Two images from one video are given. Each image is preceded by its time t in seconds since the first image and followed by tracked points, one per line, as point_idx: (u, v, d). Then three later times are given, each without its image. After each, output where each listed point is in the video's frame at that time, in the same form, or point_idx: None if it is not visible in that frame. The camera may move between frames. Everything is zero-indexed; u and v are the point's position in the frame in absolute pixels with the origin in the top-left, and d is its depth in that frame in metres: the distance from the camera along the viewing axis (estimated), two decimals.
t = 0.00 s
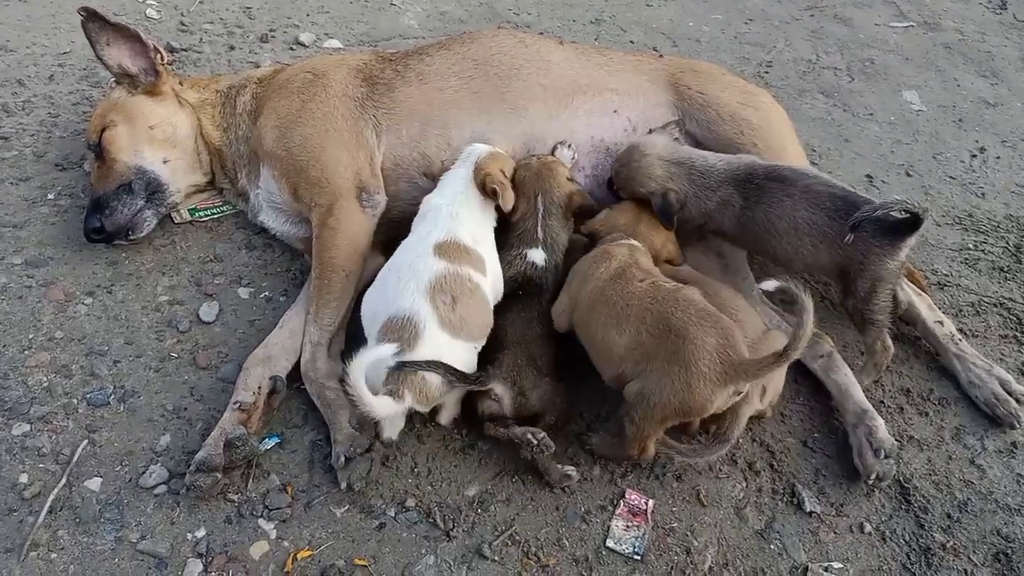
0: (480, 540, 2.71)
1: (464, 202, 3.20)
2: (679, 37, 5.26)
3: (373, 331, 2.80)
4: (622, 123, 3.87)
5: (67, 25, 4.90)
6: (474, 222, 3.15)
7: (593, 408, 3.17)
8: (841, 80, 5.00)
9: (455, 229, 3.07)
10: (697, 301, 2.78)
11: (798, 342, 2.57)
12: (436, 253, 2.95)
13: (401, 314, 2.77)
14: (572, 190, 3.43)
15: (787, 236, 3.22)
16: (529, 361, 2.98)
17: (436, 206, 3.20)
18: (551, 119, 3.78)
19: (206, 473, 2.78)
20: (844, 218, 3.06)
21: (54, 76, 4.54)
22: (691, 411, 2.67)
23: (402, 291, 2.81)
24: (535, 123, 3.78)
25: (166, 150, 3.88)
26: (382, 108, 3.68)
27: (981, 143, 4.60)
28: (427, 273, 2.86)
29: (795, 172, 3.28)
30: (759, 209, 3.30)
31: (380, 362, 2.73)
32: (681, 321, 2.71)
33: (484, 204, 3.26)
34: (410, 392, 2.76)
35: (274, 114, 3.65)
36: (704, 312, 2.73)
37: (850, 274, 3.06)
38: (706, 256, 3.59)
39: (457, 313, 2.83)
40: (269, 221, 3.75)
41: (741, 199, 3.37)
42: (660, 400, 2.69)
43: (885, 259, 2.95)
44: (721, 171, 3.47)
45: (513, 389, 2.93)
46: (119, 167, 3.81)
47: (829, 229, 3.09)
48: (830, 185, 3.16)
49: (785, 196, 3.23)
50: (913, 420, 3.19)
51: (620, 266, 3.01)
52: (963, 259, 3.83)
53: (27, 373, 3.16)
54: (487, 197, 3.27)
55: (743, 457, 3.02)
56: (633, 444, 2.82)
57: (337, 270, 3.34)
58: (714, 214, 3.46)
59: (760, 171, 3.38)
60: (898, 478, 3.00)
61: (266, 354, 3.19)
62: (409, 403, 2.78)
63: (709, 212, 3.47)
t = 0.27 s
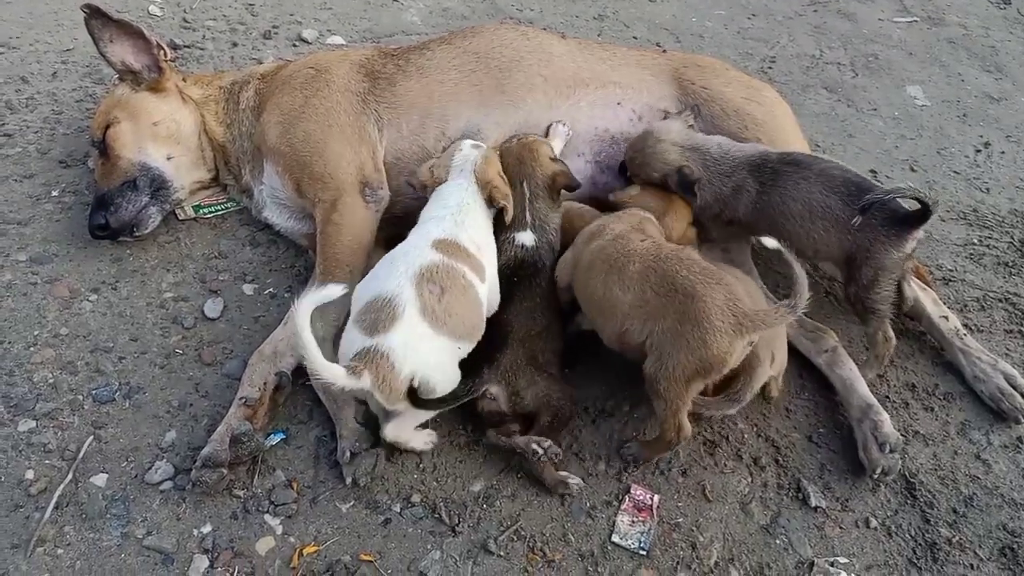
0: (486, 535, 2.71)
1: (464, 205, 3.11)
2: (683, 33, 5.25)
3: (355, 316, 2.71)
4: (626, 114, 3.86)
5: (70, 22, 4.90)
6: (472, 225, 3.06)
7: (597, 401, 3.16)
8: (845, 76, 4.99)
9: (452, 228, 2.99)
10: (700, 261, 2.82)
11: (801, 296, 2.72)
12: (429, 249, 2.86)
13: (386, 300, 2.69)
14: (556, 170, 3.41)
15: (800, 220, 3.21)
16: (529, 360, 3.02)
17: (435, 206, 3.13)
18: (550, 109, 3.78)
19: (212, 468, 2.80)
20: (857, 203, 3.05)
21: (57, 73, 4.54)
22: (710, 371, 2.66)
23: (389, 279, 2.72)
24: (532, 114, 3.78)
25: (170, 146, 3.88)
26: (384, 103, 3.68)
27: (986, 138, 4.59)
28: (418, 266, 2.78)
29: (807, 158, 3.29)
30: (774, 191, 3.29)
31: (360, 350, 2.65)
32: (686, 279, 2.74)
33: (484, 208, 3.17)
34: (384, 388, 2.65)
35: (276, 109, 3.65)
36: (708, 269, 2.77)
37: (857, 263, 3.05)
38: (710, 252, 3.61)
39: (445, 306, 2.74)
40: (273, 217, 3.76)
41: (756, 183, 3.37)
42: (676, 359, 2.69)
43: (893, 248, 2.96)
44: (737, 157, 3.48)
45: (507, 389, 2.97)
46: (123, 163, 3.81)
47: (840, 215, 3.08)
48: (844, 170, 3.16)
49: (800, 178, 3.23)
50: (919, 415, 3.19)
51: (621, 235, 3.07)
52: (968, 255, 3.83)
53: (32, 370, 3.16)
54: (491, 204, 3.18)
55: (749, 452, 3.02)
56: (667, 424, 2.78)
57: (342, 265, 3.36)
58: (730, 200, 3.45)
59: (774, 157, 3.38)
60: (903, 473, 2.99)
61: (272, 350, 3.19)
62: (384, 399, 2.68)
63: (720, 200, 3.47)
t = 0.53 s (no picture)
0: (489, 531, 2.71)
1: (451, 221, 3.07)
2: (686, 29, 5.24)
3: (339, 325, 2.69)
4: (630, 109, 3.86)
5: (72, 16, 4.89)
6: (461, 239, 3.01)
7: (600, 397, 3.15)
8: (848, 72, 4.99)
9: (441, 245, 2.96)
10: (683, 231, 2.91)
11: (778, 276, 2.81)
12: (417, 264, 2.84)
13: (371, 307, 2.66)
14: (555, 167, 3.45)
15: (800, 228, 3.21)
16: (517, 360, 2.98)
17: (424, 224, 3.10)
18: (550, 110, 3.80)
19: (214, 463, 2.80)
20: (856, 207, 3.04)
21: (60, 67, 4.54)
22: (691, 339, 2.73)
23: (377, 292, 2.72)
24: (536, 114, 3.79)
25: (173, 141, 3.88)
26: (388, 101, 3.68)
27: (989, 135, 4.58)
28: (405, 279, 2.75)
29: (804, 165, 3.27)
30: (771, 205, 3.30)
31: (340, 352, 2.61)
32: (670, 249, 2.81)
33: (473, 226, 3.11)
34: (366, 397, 2.60)
35: (280, 105, 3.64)
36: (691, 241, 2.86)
37: (863, 263, 3.06)
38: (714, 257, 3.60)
39: (434, 317, 2.69)
40: (275, 212, 3.76)
41: (753, 197, 3.37)
42: (655, 324, 2.76)
43: (899, 246, 2.96)
44: (738, 168, 3.47)
45: (494, 389, 2.94)
46: (125, 158, 3.79)
47: (840, 220, 3.09)
48: (841, 173, 3.16)
49: (797, 188, 3.23)
50: (922, 412, 3.19)
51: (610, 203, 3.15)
52: (971, 252, 3.83)
53: (35, 364, 3.16)
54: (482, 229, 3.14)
55: (751, 448, 3.02)
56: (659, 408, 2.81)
57: (345, 263, 3.35)
58: (729, 213, 3.46)
59: (771, 168, 3.37)
60: (906, 470, 2.99)
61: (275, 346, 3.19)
62: (365, 408, 2.61)
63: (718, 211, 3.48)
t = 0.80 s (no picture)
0: (492, 527, 2.71)
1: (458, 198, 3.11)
2: (687, 26, 5.24)
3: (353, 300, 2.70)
4: (631, 106, 3.87)
5: (73, 14, 4.90)
6: (470, 218, 3.06)
7: (601, 394, 3.15)
8: (849, 70, 4.98)
9: (451, 223, 3.00)
10: (658, 237, 2.83)
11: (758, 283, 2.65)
12: (429, 243, 2.88)
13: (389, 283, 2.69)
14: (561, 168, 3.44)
15: (790, 239, 3.21)
16: (503, 358, 2.96)
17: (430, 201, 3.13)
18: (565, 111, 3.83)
19: (217, 460, 2.81)
20: (848, 210, 3.05)
21: (61, 65, 4.54)
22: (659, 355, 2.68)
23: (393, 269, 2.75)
24: (538, 114, 3.80)
25: (175, 139, 3.89)
26: (390, 98, 3.69)
27: (991, 132, 4.58)
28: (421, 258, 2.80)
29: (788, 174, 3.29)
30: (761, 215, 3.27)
31: (358, 325, 2.62)
32: (640, 258, 2.75)
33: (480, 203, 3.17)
34: (383, 371, 2.61)
35: (282, 102, 3.64)
36: (664, 247, 2.78)
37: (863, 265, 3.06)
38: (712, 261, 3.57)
39: (451, 296, 2.75)
40: (277, 210, 3.76)
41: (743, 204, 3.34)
42: (627, 337, 2.71)
43: (899, 242, 2.97)
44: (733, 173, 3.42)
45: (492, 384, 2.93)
46: (127, 156, 3.80)
47: (834, 224, 3.08)
48: (824, 182, 3.17)
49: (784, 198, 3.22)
50: (923, 409, 3.19)
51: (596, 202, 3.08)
52: (973, 249, 3.83)
53: (37, 362, 3.17)
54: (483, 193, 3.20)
55: (753, 445, 3.02)
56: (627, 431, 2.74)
57: (347, 260, 3.34)
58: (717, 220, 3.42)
59: (761, 177, 3.35)
60: (908, 466, 3.00)
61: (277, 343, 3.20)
62: (382, 382, 2.62)
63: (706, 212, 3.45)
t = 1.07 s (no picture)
0: (492, 527, 2.71)
1: (464, 189, 3.11)
2: (688, 26, 5.24)
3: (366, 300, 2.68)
4: (636, 110, 3.86)
5: (74, 14, 4.90)
6: (477, 211, 3.08)
7: (602, 394, 3.15)
8: (850, 70, 4.99)
9: (458, 217, 3.01)
10: (691, 237, 2.86)
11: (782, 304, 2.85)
12: (440, 240, 2.89)
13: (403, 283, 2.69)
14: (570, 169, 3.46)
15: (811, 250, 3.15)
16: (492, 368, 2.92)
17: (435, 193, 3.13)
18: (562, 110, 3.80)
19: (218, 459, 2.80)
20: (873, 219, 3.01)
21: (62, 64, 4.54)
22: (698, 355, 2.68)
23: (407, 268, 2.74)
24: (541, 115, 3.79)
25: (176, 138, 3.88)
26: (392, 98, 3.69)
27: (992, 132, 4.58)
28: (432, 257, 2.81)
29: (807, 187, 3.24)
30: (783, 226, 3.21)
31: (375, 329, 2.62)
32: (677, 257, 2.77)
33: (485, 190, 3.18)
34: (401, 372, 2.62)
35: (284, 101, 3.64)
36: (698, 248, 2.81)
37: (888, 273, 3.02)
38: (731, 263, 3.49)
39: (464, 295, 2.77)
40: (279, 209, 3.75)
41: (764, 214, 3.28)
42: (664, 335, 2.70)
43: (922, 250, 2.95)
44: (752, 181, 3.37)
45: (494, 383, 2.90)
46: (128, 155, 3.80)
47: (857, 232, 3.04)
48: (844, 192, 3.13)
49: (806, 210, 3.17)
50: (924, 409, 3.19)
51: (619, 196, 3.10)
52: (974, 248, 3.82)
53: (38, 360, 3.16)
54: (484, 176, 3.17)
55: (754, 444, 3.02)
56: (659, 428, 2.72)
57: (346, 259, 3.33)
58: (737, 227, 3.37)
59: (782, 189, 3.29)
60: (909, 466, 3.00)
61: (278, 342, 3.20)
62: (400, 384, 2.64)
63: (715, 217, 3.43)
